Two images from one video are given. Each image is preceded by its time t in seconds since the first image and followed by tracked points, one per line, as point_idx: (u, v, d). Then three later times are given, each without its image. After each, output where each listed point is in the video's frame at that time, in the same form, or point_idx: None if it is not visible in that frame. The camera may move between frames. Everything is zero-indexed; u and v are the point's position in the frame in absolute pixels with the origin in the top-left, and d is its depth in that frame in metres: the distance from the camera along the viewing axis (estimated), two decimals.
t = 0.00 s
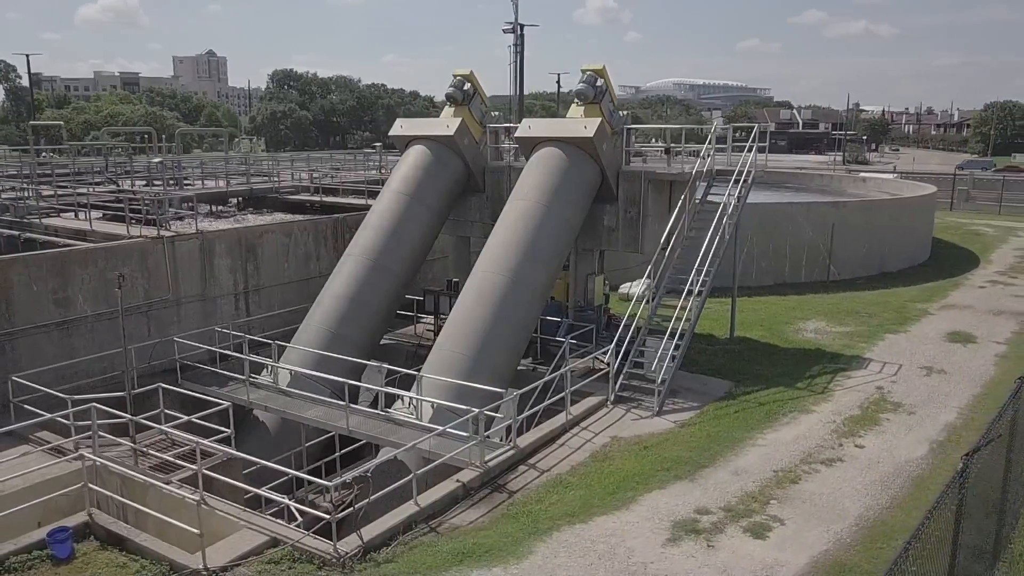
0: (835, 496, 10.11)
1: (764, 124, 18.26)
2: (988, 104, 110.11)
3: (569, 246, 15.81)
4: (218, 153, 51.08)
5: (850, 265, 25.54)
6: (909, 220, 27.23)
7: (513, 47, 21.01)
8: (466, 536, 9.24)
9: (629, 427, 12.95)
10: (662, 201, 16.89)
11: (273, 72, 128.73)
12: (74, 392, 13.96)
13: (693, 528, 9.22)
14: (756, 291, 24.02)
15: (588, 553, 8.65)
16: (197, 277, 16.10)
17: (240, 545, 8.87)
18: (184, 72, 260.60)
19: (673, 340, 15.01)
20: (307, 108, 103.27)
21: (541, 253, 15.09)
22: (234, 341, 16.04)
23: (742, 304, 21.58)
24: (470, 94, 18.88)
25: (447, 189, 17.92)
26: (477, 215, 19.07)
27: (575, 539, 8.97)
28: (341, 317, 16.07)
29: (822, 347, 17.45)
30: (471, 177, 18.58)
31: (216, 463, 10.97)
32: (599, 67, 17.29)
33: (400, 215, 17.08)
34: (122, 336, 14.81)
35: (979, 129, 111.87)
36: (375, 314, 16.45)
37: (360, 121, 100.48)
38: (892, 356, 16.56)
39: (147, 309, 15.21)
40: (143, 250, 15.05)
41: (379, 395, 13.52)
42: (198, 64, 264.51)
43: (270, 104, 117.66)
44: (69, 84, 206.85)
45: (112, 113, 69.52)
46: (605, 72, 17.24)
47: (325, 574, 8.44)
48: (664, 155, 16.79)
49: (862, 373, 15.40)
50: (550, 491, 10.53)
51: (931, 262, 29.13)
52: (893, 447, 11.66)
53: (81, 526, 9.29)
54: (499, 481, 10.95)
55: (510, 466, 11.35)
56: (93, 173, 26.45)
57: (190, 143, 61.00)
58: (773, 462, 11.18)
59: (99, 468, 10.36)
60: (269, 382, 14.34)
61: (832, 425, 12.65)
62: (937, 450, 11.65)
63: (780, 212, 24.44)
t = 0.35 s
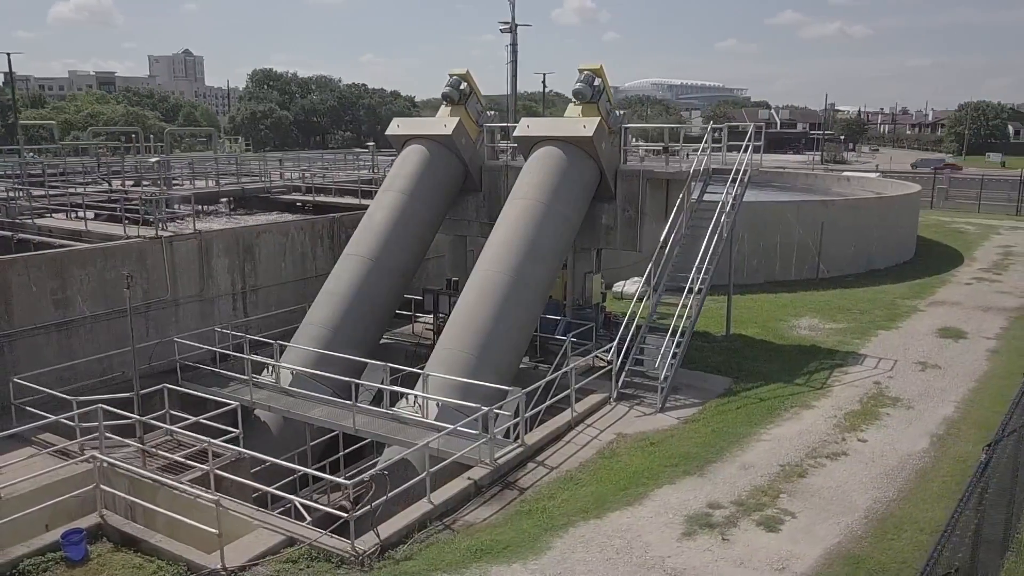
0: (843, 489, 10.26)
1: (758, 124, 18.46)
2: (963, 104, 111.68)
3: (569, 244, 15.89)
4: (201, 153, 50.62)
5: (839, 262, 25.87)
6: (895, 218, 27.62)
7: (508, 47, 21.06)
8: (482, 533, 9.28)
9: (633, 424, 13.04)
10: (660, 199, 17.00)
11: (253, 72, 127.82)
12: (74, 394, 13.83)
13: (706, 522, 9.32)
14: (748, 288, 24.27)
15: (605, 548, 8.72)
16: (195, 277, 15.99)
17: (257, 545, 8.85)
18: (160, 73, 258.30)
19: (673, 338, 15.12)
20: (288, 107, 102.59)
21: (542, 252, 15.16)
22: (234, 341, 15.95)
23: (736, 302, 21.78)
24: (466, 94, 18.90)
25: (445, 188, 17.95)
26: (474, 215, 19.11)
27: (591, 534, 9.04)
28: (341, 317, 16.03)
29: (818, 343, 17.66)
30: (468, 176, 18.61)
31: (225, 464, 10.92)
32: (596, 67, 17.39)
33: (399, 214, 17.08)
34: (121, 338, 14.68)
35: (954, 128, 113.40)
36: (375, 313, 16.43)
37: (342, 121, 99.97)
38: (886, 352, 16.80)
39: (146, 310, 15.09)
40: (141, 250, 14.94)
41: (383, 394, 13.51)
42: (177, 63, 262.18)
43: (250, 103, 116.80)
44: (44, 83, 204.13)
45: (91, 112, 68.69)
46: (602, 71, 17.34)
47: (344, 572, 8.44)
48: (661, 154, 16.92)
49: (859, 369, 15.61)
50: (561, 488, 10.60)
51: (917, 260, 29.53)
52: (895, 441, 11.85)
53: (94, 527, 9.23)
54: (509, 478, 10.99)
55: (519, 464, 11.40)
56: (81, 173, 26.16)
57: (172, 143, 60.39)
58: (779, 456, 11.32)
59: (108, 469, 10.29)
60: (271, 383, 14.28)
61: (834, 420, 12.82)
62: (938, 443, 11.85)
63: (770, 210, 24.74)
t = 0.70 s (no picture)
0: (851, 482, 10.42)
1: (753, 124, 18.68)
2: (940, 104, 113.20)
3: (569, 242, 15.97)
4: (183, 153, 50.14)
5: (827, 260, 26.22)
6: (882, 216, 28.03)
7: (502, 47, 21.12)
8: (498, 530, 9.32)
9: (637, 421, 13.15)
10: (657, 198, 17.13)
11: (232, 71, 126.77)
12: (74, 396, 13.69)
13: (720, 516, 9.43)
14: (740, 286, 24.51)
15: (622, 543, 8.81)
16: (193, 278, 15.90)
17: (275, 545, 8.84)
18: (137, 72, 255.19)
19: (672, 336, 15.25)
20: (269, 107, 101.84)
21: (544, 250, 15.23)
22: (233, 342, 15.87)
23: (729, 300, 21.99)
24: (462, 93, 18.92)
25: (443, 188, 17.97)
26: (472, 215, 19.15)
27: (607, 530, 9.12)
28: (342, 316, 15.98)
29: (812, 340, 17.89)
30: (466, 176, 18.64)
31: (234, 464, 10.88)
32: (593, 67, 17.49)
33: (397, 214, 17.07)
34: (120, 339, 14.56)
35: (930, 128, 114.95)
36: (375, 312, 16.39)
37: (323, 121, 99.37)
38: (880, 348, 17.05)
39: (145, 311, 14.98)
40: (140, 251, 14.82)
41: (388, 392, 13.51)
42: (151, 63, 259.84)
43: (229, 102, 115.84)
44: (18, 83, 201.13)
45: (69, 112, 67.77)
46: (599, 71, 17.45)
47: (364, 570, 8.45)
48: (658, 153, 17.06)
49: (854, 365, 15.84)
50: (571, 485, 10.67)
51: (903, 258, 29.96)
52: (896, 435, 12.05)
53: (107, 529, 9.18)
54: (519, 476, 11.05)
55: (528, 461, 11.46)
56: (67, 173, 25.86)
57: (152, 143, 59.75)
58: (784, 451, 11.48)
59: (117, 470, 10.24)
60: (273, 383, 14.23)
61: (835, 415, 13.01)
62: (937, 436, 12.07)
63: (760, 209, 25.00)
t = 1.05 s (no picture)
0: (858, 476, 10.59)
1: (746, 125, 18.91)
2: (916, 105, 114.64)
3: (569, 241, 16.05)
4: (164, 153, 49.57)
5: (816, 258, 26.55)
6: (868, 215, 28.41)
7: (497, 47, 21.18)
8: (514, 527, 9.38)
9: (642, 418, 13.27)
10: (655, 198, 17.27)
11: (210, 71, 125.58)
12: (74, 398, 13.57)
13: (732, 510, 9.55)
14: (731, 284, 24.76)
15: (639, 538, 8.91)
16: (192, 278, 15.80)
17: (293, 544, 8.84)
18: (111, 71, 251.90)
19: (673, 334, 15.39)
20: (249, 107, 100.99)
21: (545, 249, 15.30)
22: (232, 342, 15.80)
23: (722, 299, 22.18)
24: (459, 93, 18.96)
25: (441, 187, 17.99)
26: (469, 215, 19.20)
27: (623, 525, 9.21)
28: (343, 316, 15.95)
29: (807, 337, 18.12)
30: (463, 175, 18.68)
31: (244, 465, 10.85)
32: (591, 67, 17.62)
33: (397, 213, 17.07)
34: (119, 341, 14.45)
35: (907, 128, 116.38)
36: (376, 312, 16.37)
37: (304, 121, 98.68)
38: (874, 345, 17.30)
39: (144, 312, 14.87)
40: (140, 251, 14.72)
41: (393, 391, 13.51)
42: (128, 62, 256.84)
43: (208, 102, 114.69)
44: None
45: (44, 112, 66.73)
46: (597, 72, 17.58)
47: (384, 568, 8.48)
48: (656, 153, 17.20)
49: (851, 362, 16.07)
50: (582, 481, 10.76)
51: (888, 256, 30.38)
52: (897, 430, 12.26)
53: (121, 531, 9.13)
54: (529, 473, 11.11)
55: (537, 459, 11.53)
56: (54, 173, 25.53)
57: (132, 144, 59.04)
58: (790, 446, 11.64)
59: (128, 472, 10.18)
60: (276, 383, 14.19)
61: (836, 410, 13.20)
62: (937, 431, 12.29)
63: (751, 208, 25.20)
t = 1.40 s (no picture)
0: (863, 471, 10.77)
1: (740, 126, 19.14)
2: (894, 105, 116.03)
3: (569, 240, 16.16)
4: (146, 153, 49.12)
5: (805, 257, 26.86)
6: (855, 215, 28.79)
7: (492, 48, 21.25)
8: (529, 524, 9.46)
9: (646, 415, 13.39)
10: (652, 197, 17.42)
11: (189, 71, 124.47)
12: (75, 400, 13.47)
13: (743, 505, 9.69)
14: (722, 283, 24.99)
15: (655, 533, 9.02)
16: (191, 279, 15.72)
17: (311, 544, 8.85)
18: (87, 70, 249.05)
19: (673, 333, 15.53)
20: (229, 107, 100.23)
21: (546, 248, 15.39)
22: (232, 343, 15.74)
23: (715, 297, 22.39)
24: (456, 94, 19.01)
25: (439, 187, 18.03)
26: (466, 215, 19.27)
27: (637, 522, 9.32)
28: (344, 316, 15.95)
29: (802, 335, 18.34)
30: (461, 175, 18.74)
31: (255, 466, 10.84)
32: (588, 68, 17.74)
33: (396, 213, 17.08)
34: (120, 342, 14.35)
35: (884, 127, 117.79)
36: (376, 311, 16.37)
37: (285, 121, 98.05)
38: (868, 342, 17.55)
39: (144, 313, 14.78)
40: (140, 252, 14.63)
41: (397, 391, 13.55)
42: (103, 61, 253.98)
43: (187, 101, 113.65)
44: None
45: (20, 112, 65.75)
46: (594, 73, 17.71)
47: (403, 566, 8.51)
48: (653, 153, 17.35)
49: (846, 358, 16.31)
50: (593, 478, 10.85)
51: (874, 255, 30.80)
52: (898, 425, 12.47)
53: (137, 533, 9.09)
54: (539, 471, 11.19)
55: (545, 457, 11.60)
56: (42, 173, 25.24)
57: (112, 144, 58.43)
58: (794, 442, 11.81)
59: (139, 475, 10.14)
60: (280, 384, 14.18)
61: (836, 407, 13.40)
62: (936, 426, 12.52)
63: (742, 207, 25.45)
